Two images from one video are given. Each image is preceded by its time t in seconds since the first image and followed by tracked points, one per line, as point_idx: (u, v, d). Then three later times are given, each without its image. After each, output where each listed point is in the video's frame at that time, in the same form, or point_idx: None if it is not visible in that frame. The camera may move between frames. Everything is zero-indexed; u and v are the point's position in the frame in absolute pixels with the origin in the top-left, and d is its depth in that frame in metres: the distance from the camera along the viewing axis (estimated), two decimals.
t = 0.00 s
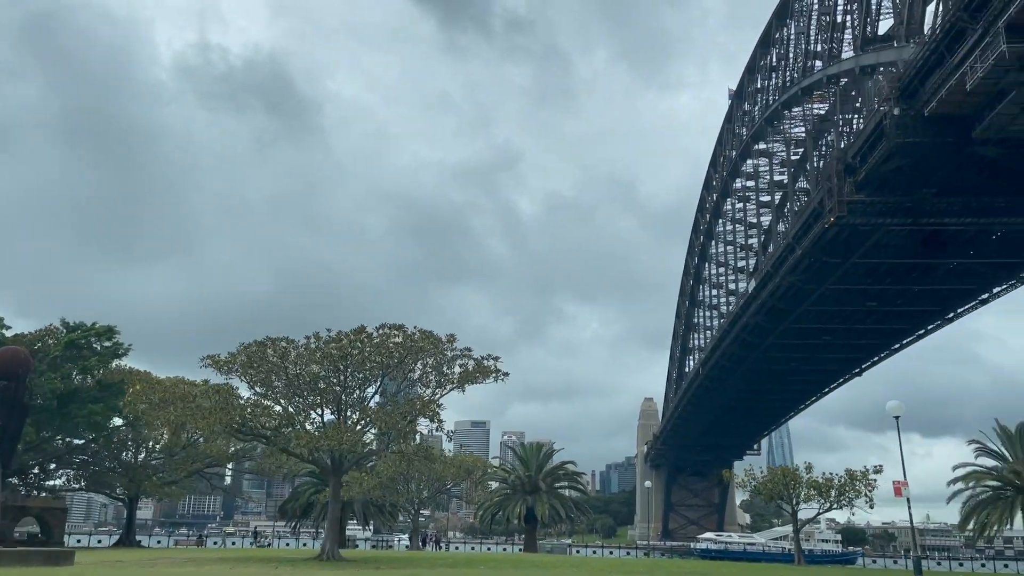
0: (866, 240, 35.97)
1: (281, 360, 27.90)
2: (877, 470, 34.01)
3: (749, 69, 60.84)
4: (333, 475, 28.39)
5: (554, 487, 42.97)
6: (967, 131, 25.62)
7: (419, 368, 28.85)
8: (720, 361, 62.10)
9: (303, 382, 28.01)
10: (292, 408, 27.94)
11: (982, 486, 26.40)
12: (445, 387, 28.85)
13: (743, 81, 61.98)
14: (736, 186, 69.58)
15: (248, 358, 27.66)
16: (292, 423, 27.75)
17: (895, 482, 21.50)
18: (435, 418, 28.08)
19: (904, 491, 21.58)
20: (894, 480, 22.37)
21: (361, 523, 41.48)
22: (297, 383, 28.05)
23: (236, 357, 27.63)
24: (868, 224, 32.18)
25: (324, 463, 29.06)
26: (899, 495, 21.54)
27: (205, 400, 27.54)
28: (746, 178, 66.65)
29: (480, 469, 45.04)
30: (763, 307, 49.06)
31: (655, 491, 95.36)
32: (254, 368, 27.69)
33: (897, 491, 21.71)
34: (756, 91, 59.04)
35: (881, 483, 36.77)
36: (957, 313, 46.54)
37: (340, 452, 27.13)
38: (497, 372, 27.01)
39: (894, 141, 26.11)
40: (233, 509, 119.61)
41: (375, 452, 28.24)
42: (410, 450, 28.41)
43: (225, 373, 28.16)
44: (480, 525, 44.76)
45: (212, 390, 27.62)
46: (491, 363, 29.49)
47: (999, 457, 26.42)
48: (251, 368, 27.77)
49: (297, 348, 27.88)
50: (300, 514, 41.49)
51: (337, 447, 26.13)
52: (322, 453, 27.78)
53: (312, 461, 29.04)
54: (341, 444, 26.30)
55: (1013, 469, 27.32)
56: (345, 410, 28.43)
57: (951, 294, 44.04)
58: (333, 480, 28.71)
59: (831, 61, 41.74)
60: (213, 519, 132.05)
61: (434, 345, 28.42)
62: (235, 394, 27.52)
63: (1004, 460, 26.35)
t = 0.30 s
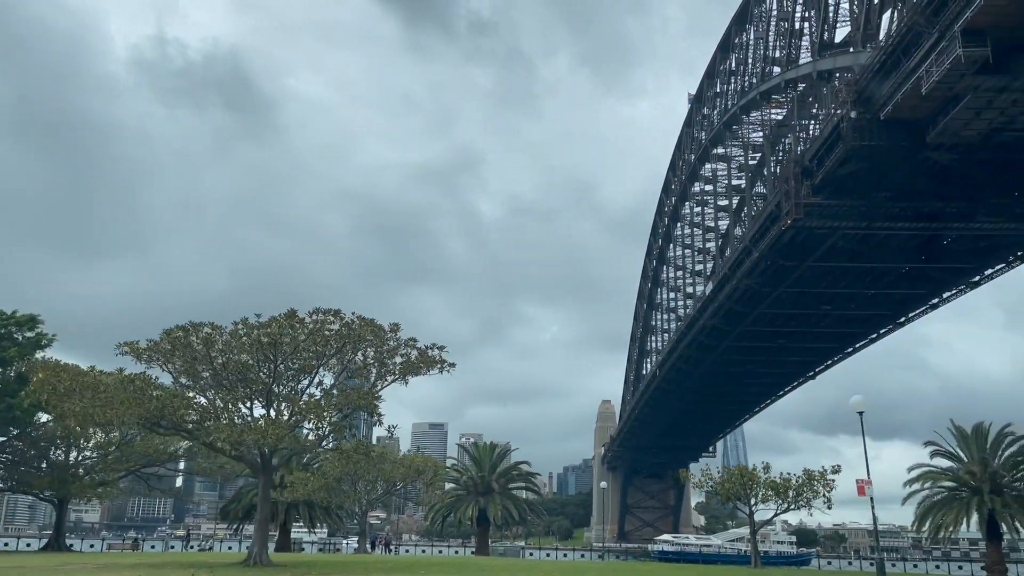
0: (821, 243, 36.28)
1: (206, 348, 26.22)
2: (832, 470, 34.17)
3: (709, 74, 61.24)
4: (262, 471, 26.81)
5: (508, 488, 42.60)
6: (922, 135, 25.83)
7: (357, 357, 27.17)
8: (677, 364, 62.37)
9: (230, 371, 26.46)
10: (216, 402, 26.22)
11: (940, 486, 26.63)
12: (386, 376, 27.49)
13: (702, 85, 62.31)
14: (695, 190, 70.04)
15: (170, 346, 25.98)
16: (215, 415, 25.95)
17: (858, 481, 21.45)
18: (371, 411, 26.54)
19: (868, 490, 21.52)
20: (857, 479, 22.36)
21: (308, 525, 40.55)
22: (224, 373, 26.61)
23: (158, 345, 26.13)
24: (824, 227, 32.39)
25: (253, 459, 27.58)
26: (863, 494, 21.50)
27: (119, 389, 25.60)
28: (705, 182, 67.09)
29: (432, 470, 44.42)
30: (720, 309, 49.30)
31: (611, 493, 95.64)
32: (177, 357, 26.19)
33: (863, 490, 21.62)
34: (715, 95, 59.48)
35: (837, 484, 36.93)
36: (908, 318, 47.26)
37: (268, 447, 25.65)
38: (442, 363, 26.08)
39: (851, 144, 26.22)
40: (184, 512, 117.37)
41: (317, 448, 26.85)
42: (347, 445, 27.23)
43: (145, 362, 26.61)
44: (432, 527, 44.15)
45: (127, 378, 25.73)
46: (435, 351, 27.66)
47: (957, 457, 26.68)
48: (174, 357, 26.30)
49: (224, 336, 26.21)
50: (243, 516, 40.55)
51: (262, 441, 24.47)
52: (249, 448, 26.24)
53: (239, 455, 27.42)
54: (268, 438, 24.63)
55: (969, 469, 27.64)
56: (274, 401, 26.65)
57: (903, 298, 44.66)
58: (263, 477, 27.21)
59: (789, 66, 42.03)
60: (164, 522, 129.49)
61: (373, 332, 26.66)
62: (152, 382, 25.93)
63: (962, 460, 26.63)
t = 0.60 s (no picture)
0: (776, 245, 36.48)
1: (119, 332, 24.40)
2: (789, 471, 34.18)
3: (667, 76, 61.47)
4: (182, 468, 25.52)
5: (458, 488, 42.18)
6: (876, 138, 26.06)
7: (287, 343, 25.86)
8: (632, 365, 62.45)
9: (145, 356, 24.70)
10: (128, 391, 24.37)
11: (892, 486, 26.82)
12: (317, 365, 26.27)
13: (661, 87, 62.56)
14: (652, 192, 70.29)
15: (74, 329, 23.97)
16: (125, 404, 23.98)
17: (818, 478, 21.36)
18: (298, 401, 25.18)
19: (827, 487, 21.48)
20: (817, 477, 22.33)
21: (248, 527, 39.71)
22: (139, 359, 24.81)
23: (65, 325, 24.10)
24: (779, 229, 32.58)
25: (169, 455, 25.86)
26: (823, 491, 21.45)
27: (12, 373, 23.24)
28: (662, 184, 67.37)
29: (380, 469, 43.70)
30: (675, 310, 49.37)
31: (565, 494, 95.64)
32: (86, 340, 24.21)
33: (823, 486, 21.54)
34: (673, 98, 59.72)
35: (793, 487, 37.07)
36: (858, 321, 47.91)
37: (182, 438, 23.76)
38: (377, 348, 25.39)
39: (807, 145, 26.31)
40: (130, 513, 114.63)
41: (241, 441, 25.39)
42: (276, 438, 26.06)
43: (49, 346, 24.47)
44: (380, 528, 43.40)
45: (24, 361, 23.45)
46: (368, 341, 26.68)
47: (909, 457, 26.86)
48: (84, 340, 24.34)
49: (139, 318, 24.50)
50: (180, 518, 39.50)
51: (172, 430, 22.46)
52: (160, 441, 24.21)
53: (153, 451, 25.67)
54: (182, 429, 22.79)
55: (921, 469, 27.69)
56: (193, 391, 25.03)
57: (854, 301, 45.23)
58: (181, 475, 25.64)
59: (746, 69, 42.28)
60: (109, 524, 126.36)
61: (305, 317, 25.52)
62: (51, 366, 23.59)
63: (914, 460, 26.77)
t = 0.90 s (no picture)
0: (731, 246, 36.63)
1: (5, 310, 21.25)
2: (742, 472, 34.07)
3: (626, 78, 61.57)
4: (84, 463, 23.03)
5: (405, 487, 41.47)
6: (831, 140, 26.21)
7: (208, 324, 23.02)
8: (588, 365, 62.40)
9: (35, 336, 21.50)
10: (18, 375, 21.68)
11: (844, 486, 26.93)
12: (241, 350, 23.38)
13: (619, 89, 62.65)
14: (610, 193, 70.38)
15: None
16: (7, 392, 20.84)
17: (776, 475, 21.28)
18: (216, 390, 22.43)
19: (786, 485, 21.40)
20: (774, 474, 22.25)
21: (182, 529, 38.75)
22: (28, 339, 21.57)
23: None
24: (735, 230, 32.71)
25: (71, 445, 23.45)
26: (781, 487, 21.42)
27: None
28: (620, 186, 67.45)
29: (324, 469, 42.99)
30: (631, 311, 49.36)
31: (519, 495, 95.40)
32: None
33: (782, 484, 21.46)
34: (632, 99, 59.85)
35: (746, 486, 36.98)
36: (810, 324, 48.42)
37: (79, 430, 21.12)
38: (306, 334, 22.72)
39: (763, 146, 26.35)
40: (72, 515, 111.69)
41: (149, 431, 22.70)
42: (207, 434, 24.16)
43: None
44: (324, 529, 42.57)
45: None
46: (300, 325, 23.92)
47: (862, 456, 27.04)
48: None
49: (31, 293, 21.44)
50: (110, 518, 38.29)
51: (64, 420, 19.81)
52: (54, 433, 21.49)
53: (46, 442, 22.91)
54: (70, 417, 19.92)
55: (874, 468, 26.60)
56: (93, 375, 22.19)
57: (806, 304, 45.69)
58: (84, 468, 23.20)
59: (704, 72, 42.44)
60: (51, 526, 122.95)
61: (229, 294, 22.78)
62: None
63: (868, 460, 26.96)
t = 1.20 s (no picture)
0: (686, 246, 36.69)
1: None
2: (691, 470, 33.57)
3: (585, 78, 61.53)
4: None
5: (348, 487, 40.34)
6: (786, 141, 26.30)
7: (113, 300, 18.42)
8: (543, 365, 62.17)
9: None
10: None
11: (798, 486, 26.98)
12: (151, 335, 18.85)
13: (579, 89, 62.59)
14: (567, 193, 70.29)
15: None
16: None
17: (732, 471, 21.17)
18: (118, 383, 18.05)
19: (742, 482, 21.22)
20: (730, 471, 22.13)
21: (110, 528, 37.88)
22: None
23: None
24: (691, 230, 32.76)
25: None
26: (737, 484, 21.31)
27: None
28: (577, 186, 67.39)
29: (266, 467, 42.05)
30: (587, 311, 49.28)
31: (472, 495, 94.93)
32: None
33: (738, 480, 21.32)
34: (591, 100, 59.82)
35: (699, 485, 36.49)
36: (763, 327, 48.83)
37: None
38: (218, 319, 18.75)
39: (720, 145, 26.36)
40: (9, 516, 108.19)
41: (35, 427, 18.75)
42: (132, 435, 20.72)
43: None
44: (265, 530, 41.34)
45: None
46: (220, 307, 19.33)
47: (815, 455, 27.09)
48: None
49: None
50: (31, 515, 37.25)
51: None
52: None
53: None
54: None
55: (827, 468, 26.51)
56: None
57: (760, 306, 46.04)
58: None
59: (662, 73, 42.48)
60: None
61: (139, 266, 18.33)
62: None
63: (820, 459, 27.02)
